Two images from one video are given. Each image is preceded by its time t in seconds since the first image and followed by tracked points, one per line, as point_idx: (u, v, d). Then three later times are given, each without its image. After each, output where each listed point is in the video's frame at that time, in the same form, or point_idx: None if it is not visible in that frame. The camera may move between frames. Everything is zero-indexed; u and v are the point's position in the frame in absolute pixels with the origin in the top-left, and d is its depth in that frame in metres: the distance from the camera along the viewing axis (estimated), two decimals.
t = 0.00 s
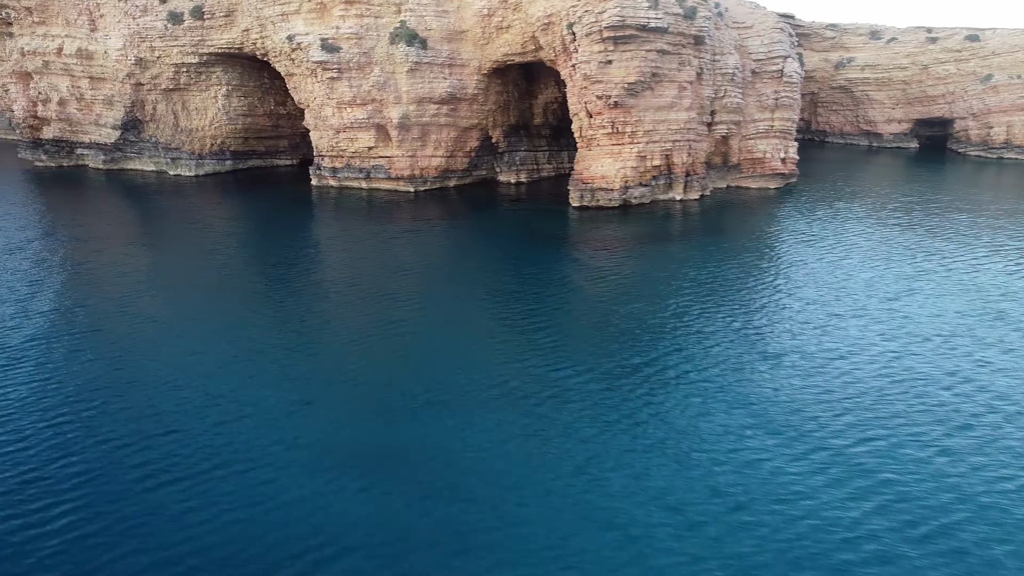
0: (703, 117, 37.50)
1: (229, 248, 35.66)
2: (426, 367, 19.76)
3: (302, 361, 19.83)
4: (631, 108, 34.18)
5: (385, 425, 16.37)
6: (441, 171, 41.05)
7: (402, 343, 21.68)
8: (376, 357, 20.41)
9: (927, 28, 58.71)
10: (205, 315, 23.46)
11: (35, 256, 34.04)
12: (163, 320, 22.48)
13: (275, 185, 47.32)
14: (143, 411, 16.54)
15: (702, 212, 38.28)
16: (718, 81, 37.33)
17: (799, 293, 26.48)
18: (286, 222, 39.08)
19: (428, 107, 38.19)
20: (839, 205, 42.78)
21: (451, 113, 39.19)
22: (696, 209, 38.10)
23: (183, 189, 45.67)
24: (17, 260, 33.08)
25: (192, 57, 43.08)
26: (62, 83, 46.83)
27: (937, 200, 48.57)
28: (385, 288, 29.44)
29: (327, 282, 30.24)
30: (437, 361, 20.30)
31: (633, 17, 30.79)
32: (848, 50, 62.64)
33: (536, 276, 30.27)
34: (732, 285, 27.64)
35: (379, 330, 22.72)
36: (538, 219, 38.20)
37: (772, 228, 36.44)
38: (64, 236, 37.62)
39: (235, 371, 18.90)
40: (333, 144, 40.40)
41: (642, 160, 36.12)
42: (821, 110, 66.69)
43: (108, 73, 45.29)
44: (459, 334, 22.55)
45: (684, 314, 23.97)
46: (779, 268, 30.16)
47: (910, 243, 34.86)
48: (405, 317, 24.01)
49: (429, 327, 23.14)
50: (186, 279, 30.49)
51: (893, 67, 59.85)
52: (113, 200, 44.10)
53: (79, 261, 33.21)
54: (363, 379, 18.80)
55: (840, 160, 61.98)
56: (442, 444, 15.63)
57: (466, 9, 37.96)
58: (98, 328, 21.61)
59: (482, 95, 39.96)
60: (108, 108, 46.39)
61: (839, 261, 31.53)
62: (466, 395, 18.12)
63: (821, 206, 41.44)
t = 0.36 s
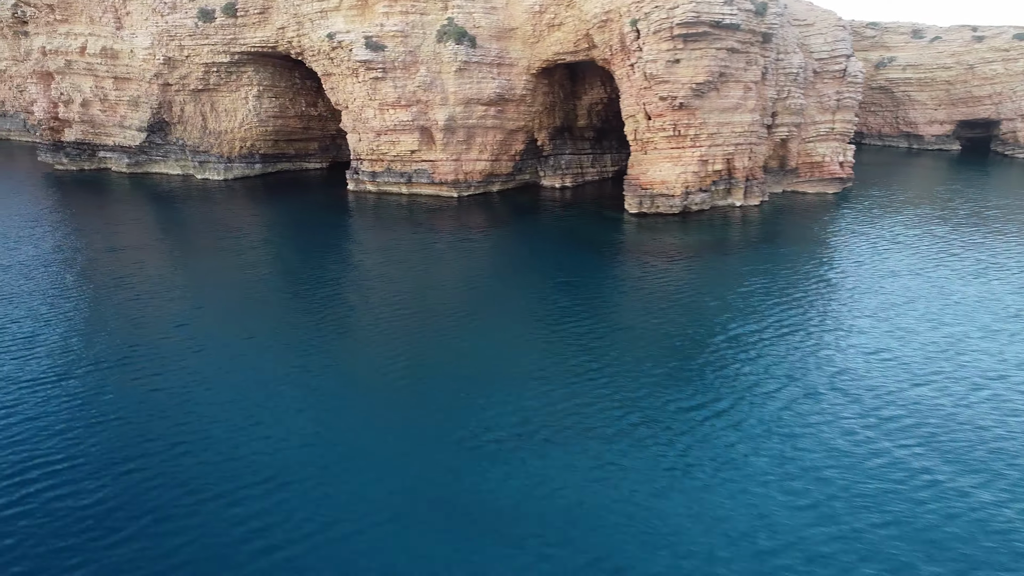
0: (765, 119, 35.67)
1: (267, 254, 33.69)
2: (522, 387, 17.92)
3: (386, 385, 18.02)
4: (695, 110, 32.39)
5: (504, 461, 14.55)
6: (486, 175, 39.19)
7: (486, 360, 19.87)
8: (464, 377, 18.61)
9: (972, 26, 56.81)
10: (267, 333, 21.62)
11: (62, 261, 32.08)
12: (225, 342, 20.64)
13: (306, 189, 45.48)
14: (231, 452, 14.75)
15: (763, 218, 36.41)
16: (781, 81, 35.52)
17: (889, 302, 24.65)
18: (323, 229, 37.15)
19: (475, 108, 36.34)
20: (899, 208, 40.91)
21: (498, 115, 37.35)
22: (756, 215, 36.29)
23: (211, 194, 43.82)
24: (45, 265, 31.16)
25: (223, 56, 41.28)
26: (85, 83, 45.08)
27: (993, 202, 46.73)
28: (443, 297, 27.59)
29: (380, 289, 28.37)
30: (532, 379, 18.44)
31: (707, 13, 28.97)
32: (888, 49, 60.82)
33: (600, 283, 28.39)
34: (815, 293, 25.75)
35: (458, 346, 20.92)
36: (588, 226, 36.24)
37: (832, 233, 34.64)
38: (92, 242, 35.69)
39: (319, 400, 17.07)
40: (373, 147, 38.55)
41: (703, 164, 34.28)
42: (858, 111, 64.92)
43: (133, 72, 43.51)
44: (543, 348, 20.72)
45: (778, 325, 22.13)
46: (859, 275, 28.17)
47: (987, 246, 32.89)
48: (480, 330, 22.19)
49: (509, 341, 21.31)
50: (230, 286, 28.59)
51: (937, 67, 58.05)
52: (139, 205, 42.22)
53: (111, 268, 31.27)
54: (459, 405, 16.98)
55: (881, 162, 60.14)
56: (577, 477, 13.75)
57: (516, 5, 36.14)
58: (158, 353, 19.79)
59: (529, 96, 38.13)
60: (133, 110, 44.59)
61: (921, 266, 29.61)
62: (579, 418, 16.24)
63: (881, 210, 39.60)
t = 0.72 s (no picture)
0: (834, 122, 33.67)
1: (309, 264, 31.69)
2: (636, 419, 16.04)
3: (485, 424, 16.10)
4: (766, 112, 30.38)
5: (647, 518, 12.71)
6: (532, 181, 37.16)
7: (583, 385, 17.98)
8: (567, 409, 16.75)
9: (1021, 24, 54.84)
10: (336, 363, 19.71)
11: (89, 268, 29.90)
12: (294, 375, 18.74)
13: (337, 195, 43.46)
14: (336, 514, 12.87)
15: (830, 225, 34.42)
16: (850, 81, 33.48)
17: (986, 317, 22.77)
18: (362, 238, 35.16)
19: (524, 110, 34.31)
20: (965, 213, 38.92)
21: (548, 118, 35.32)
22: (823, 223, 34.31)
23: (239, 201, 41.79)
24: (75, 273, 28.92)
25: (253, 55, 39.26)
26: (107, 84, 43.10)
27: None
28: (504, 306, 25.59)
29: (440, 299, 26.43)
30: (642, 410, 16.59)
31: (788, 8, 27.07)
32: (931, 48, 58.86)
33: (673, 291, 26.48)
34: (904, 306, 23.81)
35: (549, 371, 19.07)
36: (641, 235, 34.25)
37: (898, 239, 32.72)
38: (119, 250, 33.51)
39: (416, 444, 15.19)
40: (414, 152, 36.53)
41: (771, 170, 32.28)
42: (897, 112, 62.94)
43: (158, 73, 41.51)
44: (642, 370, 18.86)
45: (882, 343, 20.19)
46: (955, 287, 26.14)
47: None
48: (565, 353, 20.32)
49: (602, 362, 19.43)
50: (278, 298, 26.57)
51: (983, 67, 56.08)
52: (164, 212, 40.15)
53: (146, 276, 29.11)
54: (573, 445, 15.13)
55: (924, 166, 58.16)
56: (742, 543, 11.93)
57: (568, 2, 34.17)
58: (225, 390, 17.85)
59: (579, 97, 36.13)
60: (156, 112, 42.57)
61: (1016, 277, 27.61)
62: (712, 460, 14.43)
63: (949, 216, 37.62)
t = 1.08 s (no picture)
0: (909, 126, 31.48)
1: (344, 276, 29.34)
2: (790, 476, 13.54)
3: (606, 470, 14.10)
4: (845, 116, 28.20)
5: None
6: (581, 188, 34.94)
7: (696, 418, 15.99)
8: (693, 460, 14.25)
9: None
10: (411, 396, 17.58)
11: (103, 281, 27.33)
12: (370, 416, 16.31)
13: (368, 202, 41.31)
14: None
15: (904, 235, 32.23)
16: (928, 82, 31.27)
17: None
18: (397, 247, 32.99)
19: (577, 113, 32.10)
20: None
21: (601, 121, 33.10)
22: (896, 233, 32.11)
23: (264, 208, 39.52)
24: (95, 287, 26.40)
25: (283, 54, 37.09)
26: (126, 84, 40.97)
27: None
28: (573, 322, 23.29)
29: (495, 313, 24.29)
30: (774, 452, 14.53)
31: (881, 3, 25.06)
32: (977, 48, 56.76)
33: (754, 305, 24.27)
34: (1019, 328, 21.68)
35: (655, 403, 16.83)
36: (701, 245, 32.01)
37: (977, 249, 30.57)
38: (140, 259, 31.06)
39: (540, 501, 13.11)
40: (456, 157, 34.32)
41: (845, 177, 30.06)
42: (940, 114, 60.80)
43: (180, 73, 39.35)
44: (762, 403, 16.66)
45: (1015, 377, 18.12)
46: None
47: None
48: (655, 377, 18.34)
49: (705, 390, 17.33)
50: (319, 315, 24.17)
51: None
52: (184, 220, 37.80)
53: (171, 288, 26.61)
54: (720, 494, 13.12)
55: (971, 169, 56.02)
56: None
57: None
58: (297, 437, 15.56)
59: (633, 99, 33.94)
60: (178, 114, 40.39)
61: None
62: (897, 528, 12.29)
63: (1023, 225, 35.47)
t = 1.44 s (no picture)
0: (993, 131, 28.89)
1: (385, 290, 26.74)
2: None
3: (768, 557, 11.77)
4: (933, 120, 25.84)
5: None
6: (632, 196, 32.59)
7: (842, 474, 13.73)
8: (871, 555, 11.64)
9: None
10: (504, 453, 15.08)
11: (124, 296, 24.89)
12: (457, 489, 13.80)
13: (397, 209, 38.97)
14: None
15: (985, 246, 29.61)
16: (1012, 82, 28.75)
17: None
18: (437, 258, 30.44)
19: (632, 117, 29.72)
20: None
21: (656, 125, 30.72)
22: (977, 245, 29.55)
23: (287, 215, 37.12)
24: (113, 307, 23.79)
25: (310, 53, 34.76)
26: (140, 85, 38.69)
27: None
28: (651, 343, 20.90)
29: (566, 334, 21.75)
30: (958, 525, 12.26)
31: None
32: None
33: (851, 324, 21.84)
34: None
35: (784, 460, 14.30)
36: (765, 257, 29.70)
37: None
38: (157, 270, 28.36)
39: None
40: (498, 164, 31.97)
41: (926, 186, 27.51)
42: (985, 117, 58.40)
43: (198, 73, 37.05)
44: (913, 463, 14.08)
45: None
46: None
47: None
48: (778, 418, 15.97)
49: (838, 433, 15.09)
50: (370, 339, 21.62)
51: None
52: (202, 228, 35.22)
53: (199, 308, 23.95)
54: None
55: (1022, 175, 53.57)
56: None
57: None
58: (387, 515, 13.09)
59: (690, 101, 31.59)
60: (195, 117, 38.06)
61: None
62: None
63: None
